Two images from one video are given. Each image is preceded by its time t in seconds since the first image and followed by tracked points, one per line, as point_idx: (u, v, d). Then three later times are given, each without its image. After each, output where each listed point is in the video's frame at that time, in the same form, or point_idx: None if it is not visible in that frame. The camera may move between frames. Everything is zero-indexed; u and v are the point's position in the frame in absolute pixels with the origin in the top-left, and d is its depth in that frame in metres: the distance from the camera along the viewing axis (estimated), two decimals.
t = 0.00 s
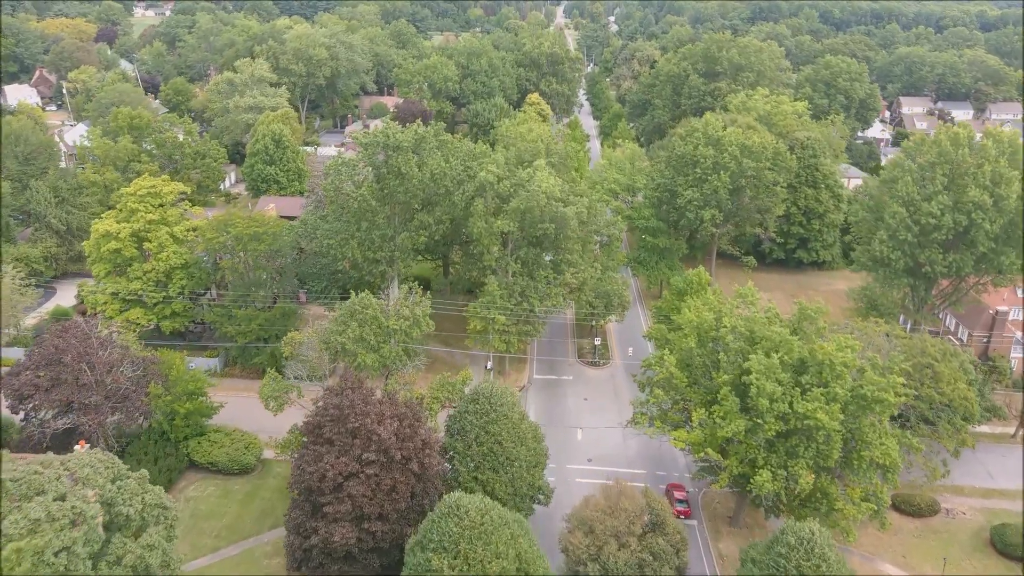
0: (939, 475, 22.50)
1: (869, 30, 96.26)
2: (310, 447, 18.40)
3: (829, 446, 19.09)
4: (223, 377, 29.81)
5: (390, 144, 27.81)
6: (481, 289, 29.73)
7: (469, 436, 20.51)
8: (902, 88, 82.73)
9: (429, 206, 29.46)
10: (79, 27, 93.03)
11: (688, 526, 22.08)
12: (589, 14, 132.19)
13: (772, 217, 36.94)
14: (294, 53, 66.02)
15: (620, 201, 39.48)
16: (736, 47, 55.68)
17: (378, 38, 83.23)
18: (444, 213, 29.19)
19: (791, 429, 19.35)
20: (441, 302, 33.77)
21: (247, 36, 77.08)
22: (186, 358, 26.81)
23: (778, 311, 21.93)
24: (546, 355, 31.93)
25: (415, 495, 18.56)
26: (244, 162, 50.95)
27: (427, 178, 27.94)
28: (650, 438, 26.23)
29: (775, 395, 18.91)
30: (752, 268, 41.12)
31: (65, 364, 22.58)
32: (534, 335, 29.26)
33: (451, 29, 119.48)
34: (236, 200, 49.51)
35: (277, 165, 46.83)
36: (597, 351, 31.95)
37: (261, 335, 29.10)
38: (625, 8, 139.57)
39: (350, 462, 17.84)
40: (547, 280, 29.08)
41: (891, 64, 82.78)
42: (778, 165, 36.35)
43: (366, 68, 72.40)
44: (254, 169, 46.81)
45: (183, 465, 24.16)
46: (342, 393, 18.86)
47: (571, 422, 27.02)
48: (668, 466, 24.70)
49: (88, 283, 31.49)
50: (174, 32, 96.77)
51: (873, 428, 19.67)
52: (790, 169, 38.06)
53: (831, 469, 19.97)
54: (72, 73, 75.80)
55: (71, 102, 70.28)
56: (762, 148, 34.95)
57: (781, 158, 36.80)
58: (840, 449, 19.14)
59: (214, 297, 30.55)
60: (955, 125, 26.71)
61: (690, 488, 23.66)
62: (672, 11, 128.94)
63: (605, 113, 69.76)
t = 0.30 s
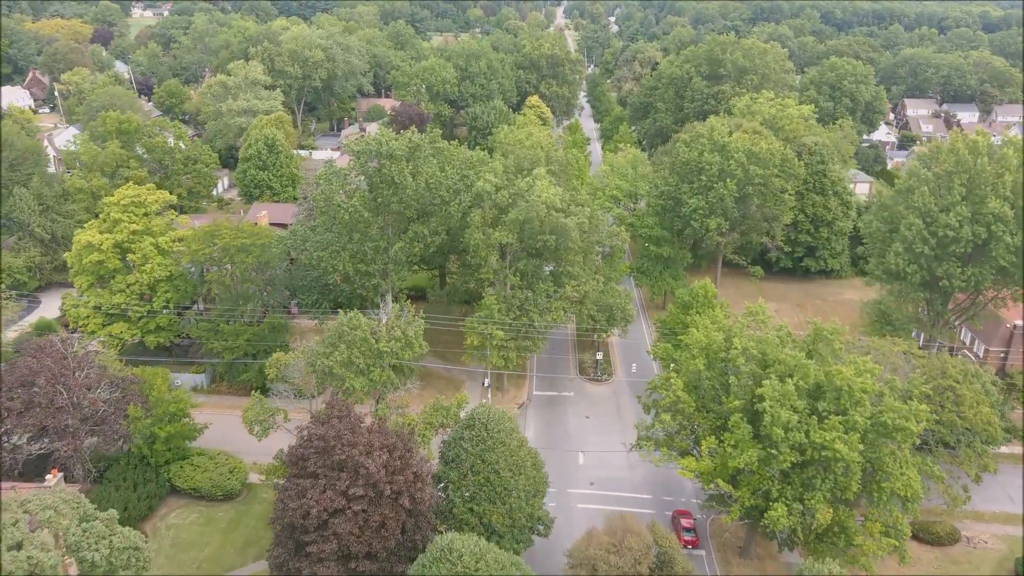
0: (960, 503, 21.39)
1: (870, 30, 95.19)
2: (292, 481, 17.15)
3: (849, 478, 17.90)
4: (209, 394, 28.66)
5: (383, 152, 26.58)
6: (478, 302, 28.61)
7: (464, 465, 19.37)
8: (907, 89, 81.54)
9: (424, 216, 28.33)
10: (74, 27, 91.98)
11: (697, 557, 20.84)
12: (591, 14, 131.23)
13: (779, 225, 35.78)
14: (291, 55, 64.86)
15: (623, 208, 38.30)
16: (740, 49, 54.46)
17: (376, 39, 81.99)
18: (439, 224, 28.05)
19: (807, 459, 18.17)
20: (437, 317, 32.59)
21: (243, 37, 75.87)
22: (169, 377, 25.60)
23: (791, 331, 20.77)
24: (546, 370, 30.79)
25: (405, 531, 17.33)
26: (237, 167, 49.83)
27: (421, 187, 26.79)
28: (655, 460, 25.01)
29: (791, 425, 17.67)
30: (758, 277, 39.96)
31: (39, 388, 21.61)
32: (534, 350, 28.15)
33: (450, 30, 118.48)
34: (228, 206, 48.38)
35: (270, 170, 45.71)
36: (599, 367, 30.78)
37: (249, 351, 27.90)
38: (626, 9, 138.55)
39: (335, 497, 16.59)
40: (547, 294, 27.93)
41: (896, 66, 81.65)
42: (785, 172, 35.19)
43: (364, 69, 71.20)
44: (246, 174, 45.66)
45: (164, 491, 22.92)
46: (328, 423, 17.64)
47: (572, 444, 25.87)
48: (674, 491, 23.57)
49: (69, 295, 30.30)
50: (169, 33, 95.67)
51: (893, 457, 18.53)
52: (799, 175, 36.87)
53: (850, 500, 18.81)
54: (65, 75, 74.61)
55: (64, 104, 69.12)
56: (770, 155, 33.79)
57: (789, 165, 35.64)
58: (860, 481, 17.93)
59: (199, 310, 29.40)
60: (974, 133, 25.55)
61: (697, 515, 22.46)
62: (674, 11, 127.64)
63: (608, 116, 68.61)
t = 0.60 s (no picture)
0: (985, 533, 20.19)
1: (874, 31, 94.00)
2: (274, 519, 15.95)
3: (871, 514, 16.68)
4: (194, 412, 27.48)
5: (375, 161, 25.38)
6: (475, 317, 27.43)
7: (459, 497, 18.16)
8: (912, 91, 79.69)
9: (419, 227, 27.17)
10: (68, 28, 90.70)
11: None
12: (591, 14, 130.07)
13: (787, 234, 34.58)
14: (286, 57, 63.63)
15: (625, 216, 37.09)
16: (745, 51, 53.26)
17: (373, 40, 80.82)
18: (434, 236, 26.87)
19: (826, 493, 16.94)
20: (432, 331, 31.43)
21: (238, 38, 74.65)
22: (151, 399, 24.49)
23: (806, 353, 19.58)
24: (546, 387, 29.57)
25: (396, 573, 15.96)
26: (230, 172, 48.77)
27: (415, 198, 25.61)
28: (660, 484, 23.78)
29: (810, 457, 16.47)
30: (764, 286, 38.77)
31: (9, 412, 20.00)
32: (533, 367, 26.94)
33: (450, 31, 117.37)
34: (220, 212, 47.24)
35: (263, 175, 44.54)
36: (601, 383, 29.54)
37: (236, 367, 26.69)
38: (626, 9, 137.47)
39: (319, 537, 15.35)
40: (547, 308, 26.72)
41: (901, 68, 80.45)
42: (793, 179, 33.99)
43: (361, 71, 69.99)
44: (237, 180, 44.47)
45: (143, 519, 21.69)
46: (312, 456, 16.47)
47: (573, 467, 24.63)
48: (680, 518, 22.33)
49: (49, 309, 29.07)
50: (165, 33, 94.46)
51: (918, 490, 17.32)
52: (808, 182, 35.66)
53: (872, 536, 17.60)
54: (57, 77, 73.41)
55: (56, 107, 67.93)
56: (778, 161, 32.62)
57: (798, 172, 34.45)
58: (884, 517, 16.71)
59: (185, 325, 28.22)
60: (996, 141, 24.35)
61: (706, 544, 21.22)
62: (675, 11, 126.44)
63: (609, 118, 67.38)
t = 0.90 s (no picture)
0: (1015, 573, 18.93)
1: (877, 32, 92.79)
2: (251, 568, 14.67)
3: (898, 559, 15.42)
4: (177, 434, 26.23)
5: (366, 171, 24.10)
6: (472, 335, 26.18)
7: (453, 537, 16.90)
8: (918, 93, 79.39)
9: (413, 241, 25.93)
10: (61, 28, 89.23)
11: None
12: (591, 15, 128.82)
13: (796, 245, 33.32)
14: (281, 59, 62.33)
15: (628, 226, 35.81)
16: (749, 53, 51.95)
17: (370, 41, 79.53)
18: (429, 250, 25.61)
19: (849, 537, 15.68)
20: (426, 348, 30.21)
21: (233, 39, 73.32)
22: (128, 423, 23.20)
23: (824, 381, 18.32)
24: (546, 407, 28.29)
25: None
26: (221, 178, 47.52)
27: (408, 210, 24.34)
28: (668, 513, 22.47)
29: (833, 499, 15.20)
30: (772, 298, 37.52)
31: None
32: (533, 387, 25.69)
33: (449, 31, 116.20)
34: (211, 219, 46.02)
35: (254, 182, 43.29)
36: (605, 404, 28.24)
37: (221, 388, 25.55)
38: (626, 9, 136.32)
39: None
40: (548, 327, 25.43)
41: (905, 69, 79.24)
42: (803, 188, 32.72)
43: (357, 73, 68.71)
44: (228, 186, 43.19)
45: (119, 554, 20.37)
46: (293, 498, 15.19)
47: (576, 493, 23.34)
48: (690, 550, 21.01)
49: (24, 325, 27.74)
50: (161, 34, 93.03)
51: (947, 531, 16.07)
52: (818, 191, 34.38)
53: None
54: (48, 79, 72.02)
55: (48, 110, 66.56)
56: (788, 169, 31.38)
57: (807, 180, 33.20)
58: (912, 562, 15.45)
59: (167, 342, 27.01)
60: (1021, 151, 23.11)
61: None
62: (676, 11, 125.19)
63: (610, 121, 66.08)
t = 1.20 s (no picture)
0: None
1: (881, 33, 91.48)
2: None
3: None
4: (158, 457, 25.03)
5: (358, 182, 22.91)
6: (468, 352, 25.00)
7: None
8: (923, 94, 78.20)
9: (407, 254, 24.76)
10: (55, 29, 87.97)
11: None
12: (591, 15, 127.58)
13: (805, 255, 32.14)
14: (275, 61, 61.13)
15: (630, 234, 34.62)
16: (754, 55, 50.68)
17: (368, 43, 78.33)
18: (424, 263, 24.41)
19: None
20: (421, 364, 29.01)
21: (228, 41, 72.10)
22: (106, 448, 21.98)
23: (843, 409, 17.15)
24: (546, 426, 27.07)
25: None
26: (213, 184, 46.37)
27: (401, 222, 23.16)
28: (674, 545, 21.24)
29: (858, 544, 14.01)
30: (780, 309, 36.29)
31: None
32: (532, 408, 24.51)
33: (448, 32, 115.06)
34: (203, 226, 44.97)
35: (246, 188, 42.12)
36: (607, 423, 27.03)
37: (204, 409, 24.36)
38: (626, 9, 135.12)
39: None
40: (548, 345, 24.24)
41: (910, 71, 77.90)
42: (813, 196, 31.52)
43: (354, 75, 67.49)
44: (219, 192, 42.01)
45: None
46: (273, 544, 13.98)
47: (577, 522, 22.11)
48: None
49: None
50: (157, 35, 91.78)
51: None
52: (828, 199, 33.20)
53: None
54: (40, 81, 70.80)
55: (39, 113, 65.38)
56: (797, 177, 30.20)
57: (818, 188, 32.00)
58: None
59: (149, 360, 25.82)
60: None
61: None
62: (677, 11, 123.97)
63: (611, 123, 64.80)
